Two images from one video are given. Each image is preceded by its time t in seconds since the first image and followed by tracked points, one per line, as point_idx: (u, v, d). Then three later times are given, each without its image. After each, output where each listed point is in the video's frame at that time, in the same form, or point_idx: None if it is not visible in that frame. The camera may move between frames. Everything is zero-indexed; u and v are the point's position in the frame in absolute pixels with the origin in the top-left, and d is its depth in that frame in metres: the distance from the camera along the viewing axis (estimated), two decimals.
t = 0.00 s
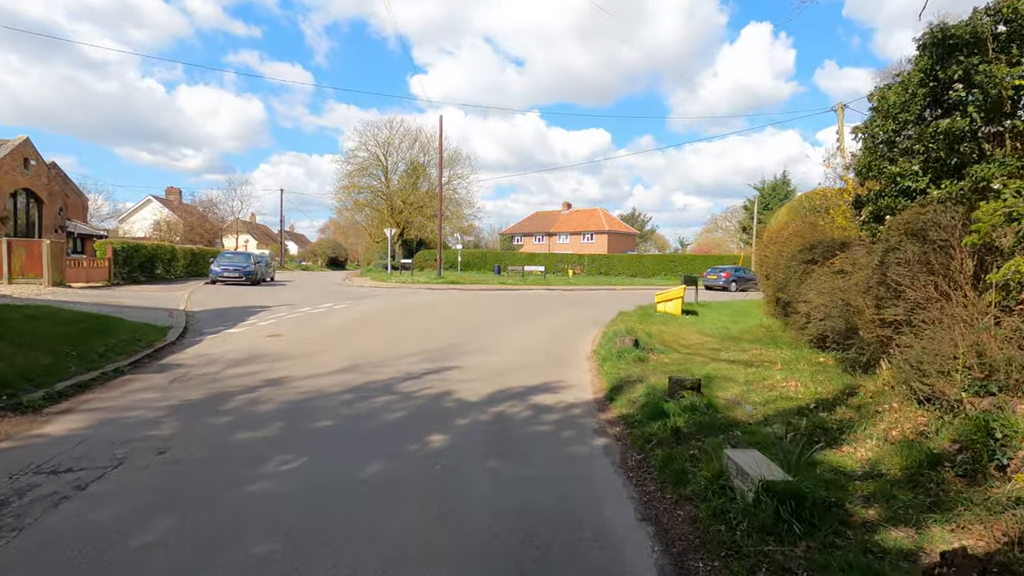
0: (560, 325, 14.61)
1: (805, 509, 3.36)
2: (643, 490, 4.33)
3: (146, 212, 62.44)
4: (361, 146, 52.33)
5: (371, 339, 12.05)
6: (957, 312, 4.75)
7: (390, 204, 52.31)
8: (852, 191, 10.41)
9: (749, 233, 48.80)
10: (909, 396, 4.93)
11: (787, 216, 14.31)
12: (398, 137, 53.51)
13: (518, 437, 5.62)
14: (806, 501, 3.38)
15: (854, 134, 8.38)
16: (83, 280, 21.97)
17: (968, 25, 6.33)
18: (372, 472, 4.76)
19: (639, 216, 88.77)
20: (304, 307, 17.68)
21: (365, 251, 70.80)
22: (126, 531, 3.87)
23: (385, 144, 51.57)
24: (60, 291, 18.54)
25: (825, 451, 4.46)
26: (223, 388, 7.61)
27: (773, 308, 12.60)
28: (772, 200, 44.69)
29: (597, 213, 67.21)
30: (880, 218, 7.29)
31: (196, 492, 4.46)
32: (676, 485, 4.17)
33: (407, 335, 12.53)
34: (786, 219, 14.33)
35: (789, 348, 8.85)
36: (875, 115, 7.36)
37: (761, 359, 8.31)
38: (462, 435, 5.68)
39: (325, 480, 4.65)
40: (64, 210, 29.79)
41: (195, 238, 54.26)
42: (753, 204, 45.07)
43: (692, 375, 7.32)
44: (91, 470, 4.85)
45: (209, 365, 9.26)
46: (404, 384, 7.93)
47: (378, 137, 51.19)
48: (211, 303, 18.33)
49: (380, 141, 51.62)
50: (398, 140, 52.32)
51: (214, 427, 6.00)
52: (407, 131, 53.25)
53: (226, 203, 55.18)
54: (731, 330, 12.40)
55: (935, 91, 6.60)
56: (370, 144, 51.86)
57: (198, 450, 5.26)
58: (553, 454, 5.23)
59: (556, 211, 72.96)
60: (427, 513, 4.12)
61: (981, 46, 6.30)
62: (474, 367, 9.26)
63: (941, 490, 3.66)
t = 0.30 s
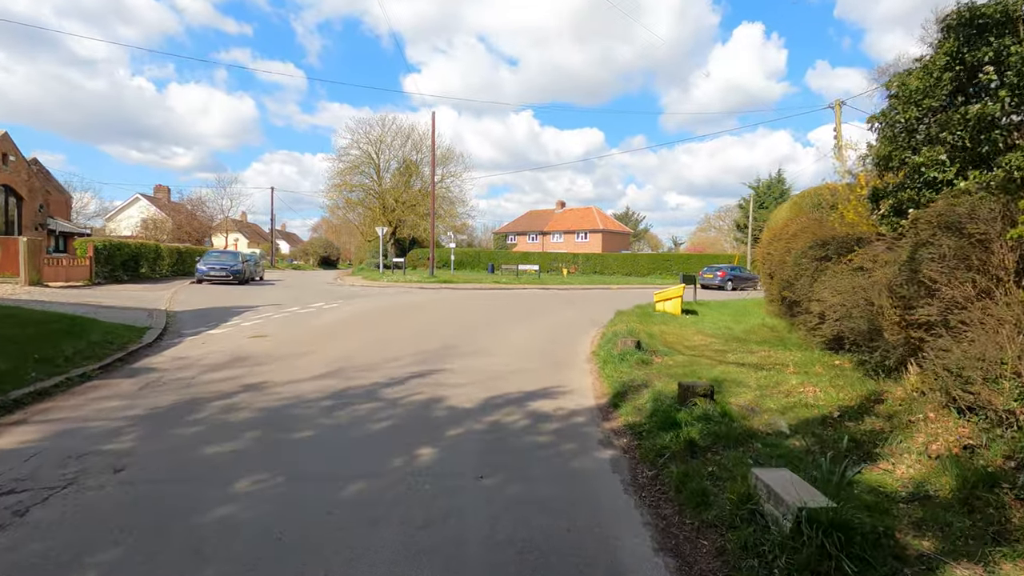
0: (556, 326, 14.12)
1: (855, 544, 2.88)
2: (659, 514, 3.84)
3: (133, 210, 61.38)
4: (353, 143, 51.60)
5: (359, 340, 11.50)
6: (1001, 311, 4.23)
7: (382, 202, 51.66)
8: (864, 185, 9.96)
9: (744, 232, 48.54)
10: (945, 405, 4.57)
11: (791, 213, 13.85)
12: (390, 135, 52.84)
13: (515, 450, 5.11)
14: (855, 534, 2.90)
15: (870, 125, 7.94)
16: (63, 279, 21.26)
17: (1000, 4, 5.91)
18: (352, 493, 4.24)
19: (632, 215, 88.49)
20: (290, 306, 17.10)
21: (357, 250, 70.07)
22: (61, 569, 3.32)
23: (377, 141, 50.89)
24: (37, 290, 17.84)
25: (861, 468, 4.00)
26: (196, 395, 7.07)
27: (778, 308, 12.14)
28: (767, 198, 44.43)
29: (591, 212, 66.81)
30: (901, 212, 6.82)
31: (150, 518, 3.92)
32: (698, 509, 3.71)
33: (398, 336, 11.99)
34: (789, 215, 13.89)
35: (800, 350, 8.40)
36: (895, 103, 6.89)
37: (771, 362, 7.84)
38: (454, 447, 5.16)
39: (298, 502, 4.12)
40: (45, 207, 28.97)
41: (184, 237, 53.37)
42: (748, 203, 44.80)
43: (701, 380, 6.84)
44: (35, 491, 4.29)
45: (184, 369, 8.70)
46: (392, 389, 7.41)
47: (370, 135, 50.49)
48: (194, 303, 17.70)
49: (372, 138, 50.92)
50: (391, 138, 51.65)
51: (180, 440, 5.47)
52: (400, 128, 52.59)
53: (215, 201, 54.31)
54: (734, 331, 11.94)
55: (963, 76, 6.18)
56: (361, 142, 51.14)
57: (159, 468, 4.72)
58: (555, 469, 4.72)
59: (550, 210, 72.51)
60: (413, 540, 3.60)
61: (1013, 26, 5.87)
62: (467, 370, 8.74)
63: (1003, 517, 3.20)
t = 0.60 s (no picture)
0: (554, 330, 13.72)
1: None
2: (676, 551, 3.43)
3: (125, 210, 60.67)
4: (348, 144, 51.12)
5: (349, 346, 11.07)
6: None
7: (378, 203, 51.20)
8: (877, 185, 9.59)
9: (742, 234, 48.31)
10: (988, 422, 4.13)
11: (796, 214, 13.48)
12: (386, 136, 52.40)
13: (513, 472, 4.70)
14: None
15: (887, 121, 7.57)
16: (47, 281, 20.73)
17: None
18: (333, 524, 3.82)
19: (629, 217, 88.35)
20: (281, 310, 16.63)
21: (352, 252, 69.52)
22: None
23: (372, 142, 50.44)
24: (18, 293, 17.31)
25: (899, 496, 3.59)
26: (172, 408, 6.63)
27: (784, 312, 11.77)
28: (765, 200, 44.19)
29: (588, 214, 66.49)
30: (923, 213, 6.44)
31: (104, 555, 3.49)
32: (721, 547, 3.29)
33: (390, 342, 11.57)
34: (793, 216, 13.53)
35: (811, 358, 8.01)
36: (915, 97, 6.52)
37: (783, 371, 7.45)
38: (446, 468, 4.74)
39: (272, 536, 3.69)
40: (32, 208, 28.39)
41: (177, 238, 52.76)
42: (746, 205, 44.58)
43: (710, 392, 6.44)
44: None
45: (163, 378, 8.25)
46: (381, 401, 6.98)
47: (365, 136, 50.03)
48: (182, 306, 17.22)
49: (367, 139, 50.46)
50: (386, 139, 51.22)
51: (149, 460, 5.04)
52: (396, 129, 52.16)
53: (208, 202, 53.72)
54: (739, 335, 11.57)
55: (992, 67, 5.81)
56: (356, 143, 50.67)
57: (120, 494, 4.28)
58: (557, 494, 4.31)
59: (546, 212, 72.20)
60: None
61: None
62: (461, 378, 8.32)
63: None
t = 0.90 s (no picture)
0: (553, 333, 13.28)
1: None
2: None
3: (119, 213, 60.15)
4: (344, 146, 50.70)
5: (339, 351, 10.59)
6: None
7: (374, 205, 50.78)
8: (891, 182, 9.15)
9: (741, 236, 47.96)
10: None
11: (802, 214, 13.04)
12: (383, 137, 52.04)
13: (506, 493, 4.24)
14: None
15: (905, 112, 7.13)
16: (33, 284, 20.23)
17: None
18: (300, 557, 3.36)
19: (627, 219, 88.04)
20: (271, 313, 16.15)
21: (349, 254, 69.06)
22: None
23: (369, 144, 50.05)
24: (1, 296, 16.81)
25: (948, 527, 3.14)
26: (141, 420, 6.17)
27: (791, 316, 11.33)
28: (764, 201, 43.87)
29: (586, 216, 66.14)
30: (948, 210, 6.01)
31: None
32: None
33: (382, 346, 11.11)
34: (799, 216, 13.10)
35: (825, 363, 7.57)
36: (939, 84, 6.09)
37: (796, 378, 7.01)
38: (432, 489, 4.28)
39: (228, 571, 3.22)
40: (20, 209, 27.86)
41: (171, 240, 52.25)
42: (745, 207, 44.25)
43: (720, 402, 5.99)
44: None
45: (138, 386, 7.78)
46: (367, 411, 6.53)
47: (362, 137, 49.65)
48: (169, 310, 16.75)
49: (364, 141, 50.07)
50: (383, 141, 50.83)
51: (108, 479, 4.58)
52: (393, 131, 51.78)
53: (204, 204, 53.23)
54: (744, 340, 11.13)
55: None
56: (353, 144, 50.25)
57: (64, 521, 3.82)
58: (555, 519, 3.84)
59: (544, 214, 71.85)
60: None
61: None
62: (454, 385, 7.86)
63: None
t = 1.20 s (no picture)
0: (549, 336, 12.86)
1: None
2: None
3: (110, 212, 59.33)
4: (338, 144, 50.10)
5: (326, 356, 10.11)
6: None
7: (369, 204, 50.21)
8: (905, 179, 8.76)
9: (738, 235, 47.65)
10: None
11: (806, 213, 12.65)
12: (377, 135, 51.45)
13: (500, 526, 3.79)
14: None
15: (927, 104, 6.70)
16: (14, 285, 19.63)
17: None
18: None
19: (623, 218, 87.72)
20: (259, 315, 15.64)
21: (344, 253, 68.45)
22: None
23: (363, 142, 49.45)
24: None
25: None
26: (104, 436, 5.69)
27: (798, 317, 10.94)
28: (761, 200, 43.54)
29: (582, 214, 65.74)
30: (977, 208, 5.61)
31: None
32: None
33: (371, 351, 10.64)
34: (804, 215, 12.69)
35: (840, 371, 7.15)
36: (967, 73, 5.66)
37: (810, 387, 6.58)
38: (417, 522, 3.82)
39: None
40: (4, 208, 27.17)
41: (163, 240, 51.54)
42: (742, 205, 43.94)
43: (732, 416, 5.55)
44: None
45: (107, 396, 7.30)
46: (350, 424, 6.06)
47: (356, 135, 49.05)
48: (153, 311, 16.22)
49: (358, 139, 49.46)
50: (377, 138, 50.25)
51: (55, 509, 4.10)
52: (387, 129, 51.19)
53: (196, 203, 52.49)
54: (748, 343, 10.71)
55: None
56: (347, 142, 49.64)
57: None
58: (555, 559, 3.39)
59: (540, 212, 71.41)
60: None
61: None
62: (446, 394, 7.39)
63: None
